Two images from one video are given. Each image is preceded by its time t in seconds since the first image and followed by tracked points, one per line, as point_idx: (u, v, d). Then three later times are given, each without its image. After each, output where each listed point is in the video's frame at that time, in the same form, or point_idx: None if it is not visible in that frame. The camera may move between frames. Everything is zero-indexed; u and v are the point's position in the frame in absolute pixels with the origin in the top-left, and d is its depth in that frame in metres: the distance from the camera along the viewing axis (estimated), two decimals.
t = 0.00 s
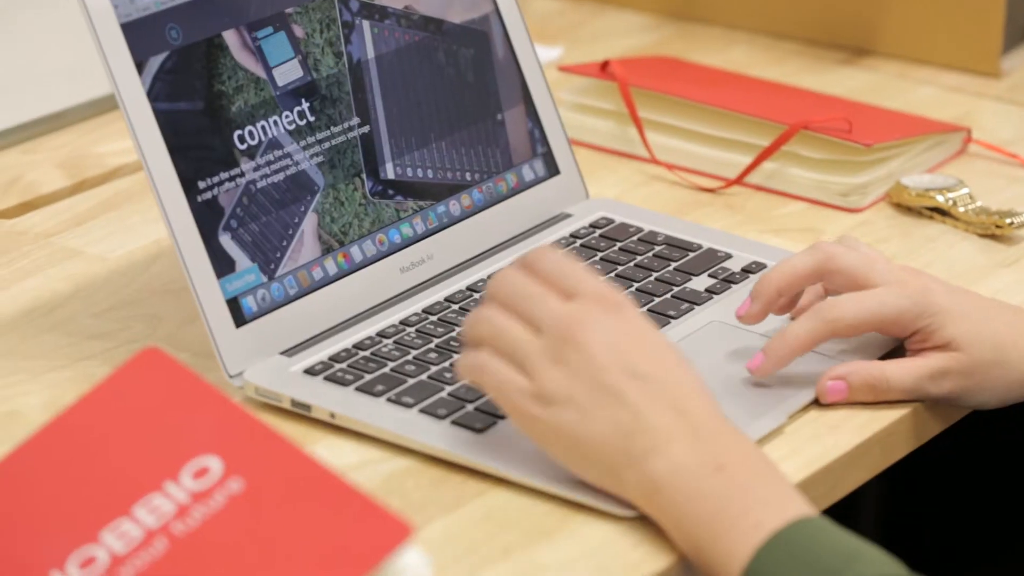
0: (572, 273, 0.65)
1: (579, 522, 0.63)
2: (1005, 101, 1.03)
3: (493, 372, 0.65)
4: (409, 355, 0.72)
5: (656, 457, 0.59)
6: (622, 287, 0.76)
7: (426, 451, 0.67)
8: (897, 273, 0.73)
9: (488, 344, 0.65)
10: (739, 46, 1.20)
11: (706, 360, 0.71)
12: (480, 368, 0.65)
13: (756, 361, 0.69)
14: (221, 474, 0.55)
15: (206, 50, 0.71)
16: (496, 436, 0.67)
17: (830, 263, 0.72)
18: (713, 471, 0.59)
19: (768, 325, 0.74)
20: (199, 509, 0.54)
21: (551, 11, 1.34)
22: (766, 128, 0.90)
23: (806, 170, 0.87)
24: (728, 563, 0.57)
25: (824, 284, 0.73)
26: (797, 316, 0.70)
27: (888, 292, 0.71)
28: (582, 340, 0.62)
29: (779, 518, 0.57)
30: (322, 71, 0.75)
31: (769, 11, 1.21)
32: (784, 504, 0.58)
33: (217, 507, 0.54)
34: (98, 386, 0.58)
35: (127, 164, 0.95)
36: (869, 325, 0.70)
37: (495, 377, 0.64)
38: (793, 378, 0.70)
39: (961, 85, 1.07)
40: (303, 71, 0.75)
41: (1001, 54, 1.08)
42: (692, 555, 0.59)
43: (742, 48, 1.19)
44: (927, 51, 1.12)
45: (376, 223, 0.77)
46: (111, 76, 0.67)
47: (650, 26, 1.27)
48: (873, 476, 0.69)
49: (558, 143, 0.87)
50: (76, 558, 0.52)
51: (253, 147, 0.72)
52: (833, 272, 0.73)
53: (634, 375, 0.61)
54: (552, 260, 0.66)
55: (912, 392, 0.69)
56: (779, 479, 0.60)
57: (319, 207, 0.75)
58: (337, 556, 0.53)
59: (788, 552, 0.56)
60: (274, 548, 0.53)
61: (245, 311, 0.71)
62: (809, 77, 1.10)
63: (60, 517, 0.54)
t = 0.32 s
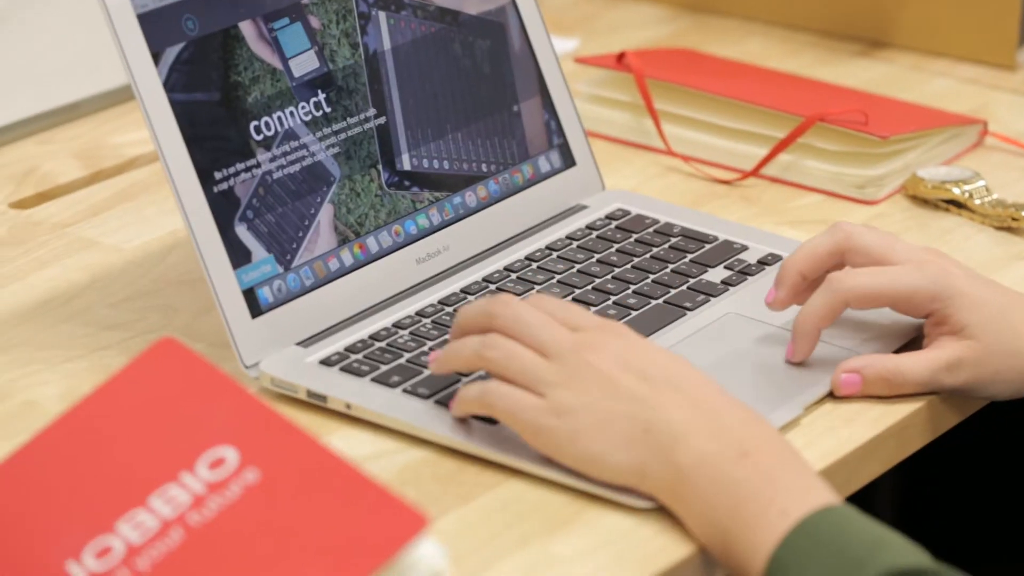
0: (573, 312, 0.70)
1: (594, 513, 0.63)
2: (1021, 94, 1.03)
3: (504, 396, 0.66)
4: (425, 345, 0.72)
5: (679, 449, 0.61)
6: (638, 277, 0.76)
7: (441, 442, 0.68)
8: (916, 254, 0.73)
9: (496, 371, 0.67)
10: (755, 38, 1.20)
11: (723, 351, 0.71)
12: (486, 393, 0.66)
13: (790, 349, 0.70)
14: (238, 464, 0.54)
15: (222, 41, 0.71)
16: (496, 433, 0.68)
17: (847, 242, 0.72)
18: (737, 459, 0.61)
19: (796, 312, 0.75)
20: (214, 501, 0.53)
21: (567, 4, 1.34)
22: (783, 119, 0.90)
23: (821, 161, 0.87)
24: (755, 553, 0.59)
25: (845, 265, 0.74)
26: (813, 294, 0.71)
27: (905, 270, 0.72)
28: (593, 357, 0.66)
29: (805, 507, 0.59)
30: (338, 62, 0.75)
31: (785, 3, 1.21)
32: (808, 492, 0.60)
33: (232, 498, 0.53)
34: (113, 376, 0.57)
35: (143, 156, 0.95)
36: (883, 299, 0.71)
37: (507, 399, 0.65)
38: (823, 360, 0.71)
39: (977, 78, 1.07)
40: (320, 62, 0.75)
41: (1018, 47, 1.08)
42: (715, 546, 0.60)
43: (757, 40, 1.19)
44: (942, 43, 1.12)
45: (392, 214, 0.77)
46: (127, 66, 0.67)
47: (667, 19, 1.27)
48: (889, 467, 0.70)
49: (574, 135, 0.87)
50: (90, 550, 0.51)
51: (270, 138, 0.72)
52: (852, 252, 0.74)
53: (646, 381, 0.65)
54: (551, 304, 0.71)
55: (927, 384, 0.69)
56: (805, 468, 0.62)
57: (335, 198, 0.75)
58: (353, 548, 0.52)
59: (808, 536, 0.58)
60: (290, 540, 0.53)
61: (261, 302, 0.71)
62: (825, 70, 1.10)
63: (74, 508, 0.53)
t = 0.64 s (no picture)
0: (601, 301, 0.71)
1: (609, 506, 0.64)
2: None
3: (527, 387, 0.67)
4: (443, 335, 0.72)
5: (704, 443, 0.63)
6: (656, 267, 0.76)
7: (459, 431, 0.68)
8: (930, 261, 0.72)
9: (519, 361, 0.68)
10: (773, 28, 1.19)
11: (741, 341, 0.71)
12: (510, 384, 0.67)
13: (783, 335, 0.69)
14: (258, 452, 0.51)
15: (240, 30, 0.71)
16: (519, 422, 0.69)
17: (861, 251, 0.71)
18: (764, 456, 0.63)
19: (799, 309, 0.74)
20: (232, 491, 0.50)
21: None
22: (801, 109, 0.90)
23: (838, 151, 0.87)
24: (779, 549, 0.60)
25: (854, 269, 0.73)
26: (826, 295, 0.70)
27: (920, 280, 0.71)
28: (620, 346, 0.67)
29: (830, 505, 0.61)
30: (357, 51, 0.75)
31: None
32: (831, 490, 0.62)
33: (251, 488, 0.50)
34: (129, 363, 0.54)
35: (161, 145, 0.95)
36: (898, 309, 0.70)
37: (531, 389, 0.67)
38: (825, 359, 0.71)
39: (997, 68, 1.06)
40: (338, 51, 0.75)
41: None
42: (734, 537, 0.61)
43: (775, 30, 1.19)
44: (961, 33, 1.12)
45: (410, 204, 0.77)
46: (145, 54, 0.67)
47: (684, 9, 1.27)
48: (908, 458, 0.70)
49: (592, 125, 0.87)
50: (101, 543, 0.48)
51: (290, 128, 0.72)
52: (864, 260, 0.72)
53: (674, 371, 0.66)
54: (579, 293, 0.72)
55: (949, 375, 0.69)
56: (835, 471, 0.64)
57: (353, 187, 0.75)
58: (374, 539, 0.49)
59: (837, 534, 0.60)
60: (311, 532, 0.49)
61: (279, 291, 0.71)
62: (844, 60, 1.10)
63: (84, 497, 0.49)
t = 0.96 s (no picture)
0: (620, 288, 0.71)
1: (626, 495, 0.64)
2: None
3: (546, 373, 0.67)
4: (460, 323, 0.72)
5: (722, 432, 0.63)
6: (673, 255, 0.76)
7: (475, 419, 0.68)
8: (950, 246, 0.73)
9: (537, 347, 0.68)
10: (790, 16, 1.19)
11: (760, 329, 0.70)
12: (529, 371, 0.67)
13: (817, 341, 0.69)
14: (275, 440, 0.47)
15: (257, 17, 0.71)
16: (538, 411, 0.69)
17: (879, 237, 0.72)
18: (784, 446, 0.62)
19: (823, 300, 0.74)
20: (248, 478, 0.46)
21: None
22: (820, 97, 0.90)
23: (859, 140, 0.87)
24: (801, 541, 0.60)
25: (873, 256, 0.74)
26: (849, 287, 0.70)
27: (940, 264, 0.71)
28: (638, 333, 0.68)
29: (851, 495, 0.61)
30: (374, 38, 0.75)
31: None
32: (852, 482, 0.62)
33: (268, 475, 0.46)
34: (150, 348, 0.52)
35: (177, 132, 0.95)
36: (919, 295, 0.70)
37: (549, 376, 0.67)
38: (850, 347, 0.71)
39: (1015, 56, 1.06)
40: (355, 38, 0.74)
41: None
42: (754, 527, 0.61)
43: (793, 18, 1.18)
44: (979, 21, 1.11)
45: (428, 191, 0.77)
46: (162, 40, 0.66)
47: None
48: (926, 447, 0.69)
49: (610, 112, 0.87)
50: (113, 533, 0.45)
51: (307, 115, 0.72)
52: (883, 247, 0.73)
53: (692, 359, 0.66)
54: (600, 280, 0.72)
55: (967, 363, 0.69)
56: (853, 459, 0.64)
57: (370, 174, 0.75)
58: (393, 529, 0.45)
59: (859, 524, 0.60)
60: (329, 519, 0.45)
61: (296, 279, 0.71)
62: (862, 48, 1.09)
63: (97, 486, 0.47)
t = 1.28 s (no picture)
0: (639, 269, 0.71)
1: (645, 475, 0.63)
2: None
3: (565, 353, 0.67)
4: (478, 303, 0.71)
5: (743, 413, 0.63)
6: (693, 235, 0.75)
7: (493, 399, 0.68)
8: (968, 226, 0.72)
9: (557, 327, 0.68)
10: None
11: (780, 311, 0.70)
12: (548, 351, 0.67)
13: (834, 321, 0.69)
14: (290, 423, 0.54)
15: None
16: (558, 391, 0.68)
17: (897, 218, 0.71)
18: (805, 427, 0.62)
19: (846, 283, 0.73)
20: (267, 454, 0.53)
21: None
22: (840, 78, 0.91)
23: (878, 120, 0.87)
24: (824, 523, 0.60)
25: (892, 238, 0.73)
26: (866, 268, 0.70)
27: (957, 243, 0.71)
28: (659, 313, 0.67)
29: (873, 478, 0.60)
30: (392, 17, 0.75)
31: None
32: (873, 463, 0.61)
33: (286, 451, 0.53)
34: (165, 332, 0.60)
35: (195, 111, 0.95)
36: (936, 274, 0.70)
37: (569, 355, 0.66)
38: (869, 327, 0.70)
39: None
40: (373, 16, 0.75)
41: None
42: (772, 507, 0.61)
43: None
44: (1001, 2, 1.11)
45: (446, 170, 0.77)
46: (180, 18, 0.66)
47: None
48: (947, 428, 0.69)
49: (629, 91, 0.87)
50: (141, 503, 0.52)
51: (325, 95, 0.72)
52: (902, 229, 0.72)
53: (713, 340, 0.66)
54: (619, 261, 0.72)
55: (986, 343, 0.69)
56: (873, 440, 0.63)
57: (388, 153, 0.74)
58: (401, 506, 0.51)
59: (880, 509, 0.59)
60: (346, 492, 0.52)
61: (314, 258, 0.71)
62: (883, 28, 1.09)
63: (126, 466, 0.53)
